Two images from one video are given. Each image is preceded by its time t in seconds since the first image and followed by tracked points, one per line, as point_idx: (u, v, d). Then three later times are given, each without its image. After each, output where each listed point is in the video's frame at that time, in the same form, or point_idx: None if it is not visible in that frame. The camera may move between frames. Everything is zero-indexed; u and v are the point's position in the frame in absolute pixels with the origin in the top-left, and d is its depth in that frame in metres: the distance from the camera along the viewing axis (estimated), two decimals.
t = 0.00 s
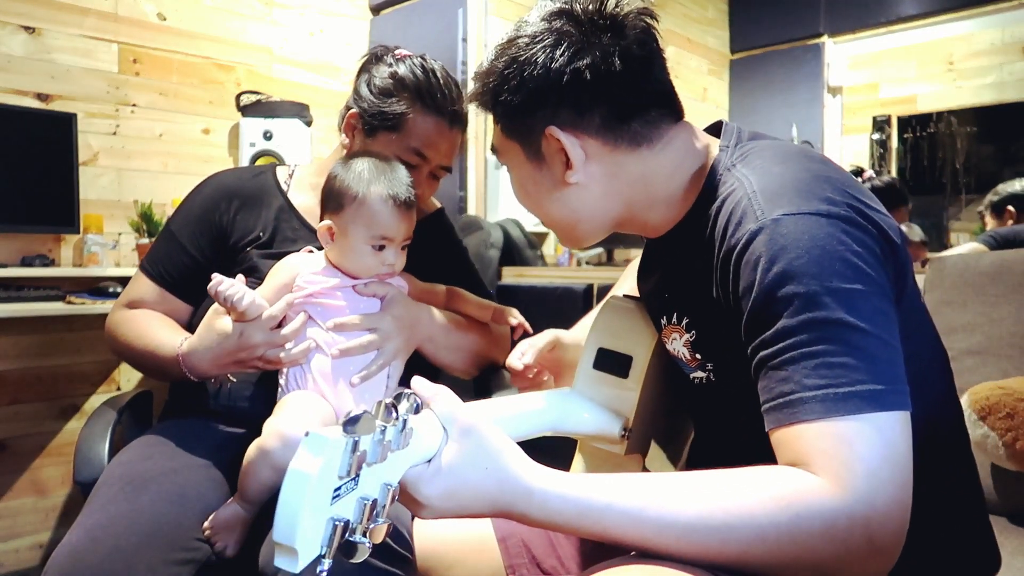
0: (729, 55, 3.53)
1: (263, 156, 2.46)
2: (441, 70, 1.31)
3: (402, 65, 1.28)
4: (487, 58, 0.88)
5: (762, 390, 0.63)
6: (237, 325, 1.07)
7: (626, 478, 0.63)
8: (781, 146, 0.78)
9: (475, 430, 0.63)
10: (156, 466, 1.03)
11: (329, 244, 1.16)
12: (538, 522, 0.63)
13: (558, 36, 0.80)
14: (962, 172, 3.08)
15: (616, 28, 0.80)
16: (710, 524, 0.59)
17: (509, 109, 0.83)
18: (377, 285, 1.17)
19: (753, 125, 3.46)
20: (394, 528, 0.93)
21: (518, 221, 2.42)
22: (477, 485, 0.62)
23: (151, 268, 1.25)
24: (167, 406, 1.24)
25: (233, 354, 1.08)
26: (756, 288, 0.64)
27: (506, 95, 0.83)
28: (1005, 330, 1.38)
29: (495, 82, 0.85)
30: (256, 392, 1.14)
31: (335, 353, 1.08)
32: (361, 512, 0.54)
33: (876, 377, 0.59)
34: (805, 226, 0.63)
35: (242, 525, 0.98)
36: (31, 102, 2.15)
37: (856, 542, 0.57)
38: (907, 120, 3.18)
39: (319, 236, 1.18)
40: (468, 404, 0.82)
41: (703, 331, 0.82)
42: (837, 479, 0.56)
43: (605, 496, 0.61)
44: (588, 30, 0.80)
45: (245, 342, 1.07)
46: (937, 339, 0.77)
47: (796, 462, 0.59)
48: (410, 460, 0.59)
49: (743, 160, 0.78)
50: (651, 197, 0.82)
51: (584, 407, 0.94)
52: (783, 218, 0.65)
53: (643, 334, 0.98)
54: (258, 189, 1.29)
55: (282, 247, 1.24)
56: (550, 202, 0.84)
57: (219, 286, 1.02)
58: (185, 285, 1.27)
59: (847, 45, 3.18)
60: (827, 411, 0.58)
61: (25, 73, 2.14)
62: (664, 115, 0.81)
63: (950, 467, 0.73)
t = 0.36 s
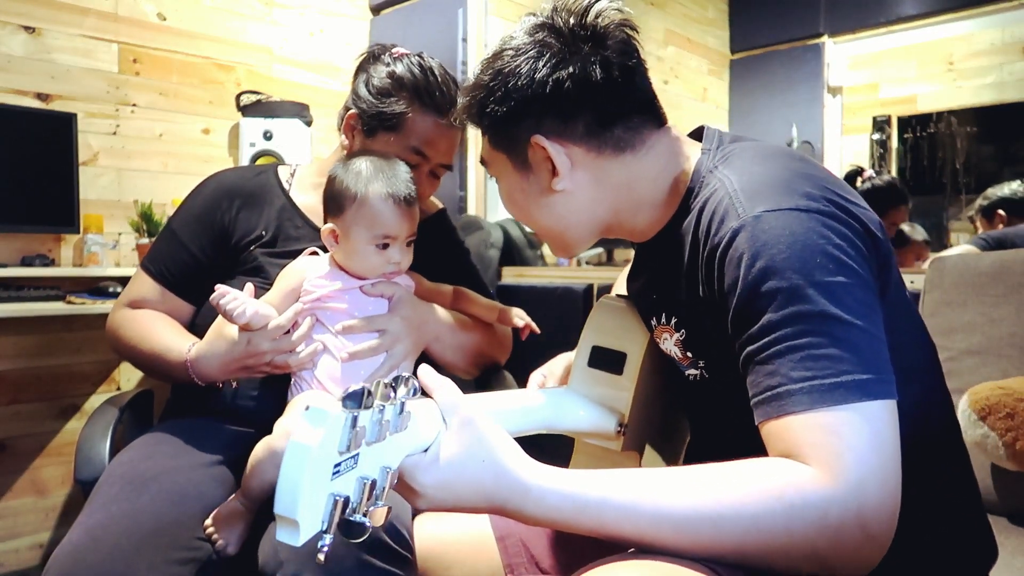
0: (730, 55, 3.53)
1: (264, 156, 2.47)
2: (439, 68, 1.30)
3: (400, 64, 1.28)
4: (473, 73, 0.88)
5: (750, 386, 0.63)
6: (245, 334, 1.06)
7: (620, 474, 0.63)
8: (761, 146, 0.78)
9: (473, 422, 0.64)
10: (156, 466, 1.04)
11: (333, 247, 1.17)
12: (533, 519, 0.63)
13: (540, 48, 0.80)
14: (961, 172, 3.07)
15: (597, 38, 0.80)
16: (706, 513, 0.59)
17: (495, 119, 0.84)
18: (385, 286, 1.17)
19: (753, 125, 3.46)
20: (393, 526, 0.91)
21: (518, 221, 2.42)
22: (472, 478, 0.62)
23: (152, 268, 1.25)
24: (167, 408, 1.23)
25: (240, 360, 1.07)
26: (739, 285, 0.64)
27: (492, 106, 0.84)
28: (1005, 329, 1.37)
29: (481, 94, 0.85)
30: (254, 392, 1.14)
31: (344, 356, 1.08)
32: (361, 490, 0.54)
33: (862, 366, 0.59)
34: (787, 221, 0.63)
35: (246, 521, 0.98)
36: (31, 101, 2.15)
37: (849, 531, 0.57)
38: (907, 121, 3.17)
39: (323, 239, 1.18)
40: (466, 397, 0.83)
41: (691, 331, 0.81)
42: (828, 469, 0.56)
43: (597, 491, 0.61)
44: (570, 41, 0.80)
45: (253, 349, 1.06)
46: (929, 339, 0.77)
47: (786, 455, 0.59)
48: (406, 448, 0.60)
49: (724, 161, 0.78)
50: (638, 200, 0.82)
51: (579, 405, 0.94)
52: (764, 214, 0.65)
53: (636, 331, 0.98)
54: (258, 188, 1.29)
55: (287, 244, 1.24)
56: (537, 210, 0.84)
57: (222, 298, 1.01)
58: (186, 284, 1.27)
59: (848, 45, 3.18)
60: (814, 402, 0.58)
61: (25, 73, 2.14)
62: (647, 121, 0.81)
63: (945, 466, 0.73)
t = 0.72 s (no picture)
0: (730, 55, 3.53)
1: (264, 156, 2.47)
2: (441, 69, 1.30)
3: (402, 65, 1.28)
4: (467, 83, 0.89)
5: (740, 384, 0.63)
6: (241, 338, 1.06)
7: (614, 469, 0.63)
8: (751, 147, 0.78)
9: (469, 418, 0.64)
10: (156, 465, 1.04)
11: (340, 245, 1.17)
12: (528, 513, 0.63)
13: (529, 56, 0.81)
14: (962, 172, 3.10)
15: (585, 45, 0.80)
16: (699, 506, 0.59)
17: (486, 128, 0.84)
18: (388, 287, 1.17)
19: (753, 125, 3.46)
20: (392, 526, 0.90)
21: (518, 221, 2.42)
22: (467, 471, 0.62)
23: (152, 267, 1.25)
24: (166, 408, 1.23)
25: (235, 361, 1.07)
26: (729, 283, 0.64)
27: (484, 115, 0.84)
28: (1005, 329, 1.37)
29: (473, 104, 0.85)
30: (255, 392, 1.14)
31: (347, 356, 1.08)
32: (354, 478, 0.53)
33: (851, 362, 0.59)
34: (776, 219, 0.63)
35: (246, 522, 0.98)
36: (31, 101, 2.15)
37: (840, 524, 0.57)
38: (907, 121, 3.20)
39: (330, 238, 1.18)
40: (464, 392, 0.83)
41: (683, 331, 0.81)
42: (819, 463, 0.56)
43: (591, 486, 0.61)
44: (558, 49, 0.80)
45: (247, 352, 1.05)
46: (923, 339, 0.77)
47: (778, 450, 0.59)
48: (402, 440, 0.59)
49: (716, 161, 0.78)
50: (632, 202, 0.81)
51: (573, 404, 0.93)
52: (753, 213, 0.65)
53: (631, 330, 0.99)
54: (258, 188, 1.29)
55: (286, 245, 1.24)
56: (531, 213, 0.84)
57: (228, 306, 0.97)
58: (185, 284, 1.27)
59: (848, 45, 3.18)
60: (803, 399, 0.58)
61: (25, 73, 2.14)
62: (637, 125, 0.81)
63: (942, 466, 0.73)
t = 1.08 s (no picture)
0: (729, 55, 3.54)
1: (263, 156, 2.47)
2: (435, 69, 1.30)
3: (396, 65, 1.27)
4: (468, 81, 0.88)
5: (743, 384, 0.63)
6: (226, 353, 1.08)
7: (613, 468, 0.63)
8: (753, 147, 0.78)
9: (469, 417, 0.64)
10: (155, 465, 1.03)
11: (327, 244, 1.17)
12: (527, 512, 0.63)
13: (532, 55, 0.81)
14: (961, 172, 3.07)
15: (588, 45, 0.80)
16: (699, 506, 0.59)
17: (488, 127, 0.84)
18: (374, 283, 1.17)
19: (753, 125, 3.46)
20: (390, 526, 0.90)
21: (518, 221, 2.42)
22: (466, 471, 0.62)
23: (149, 267, 1.26)
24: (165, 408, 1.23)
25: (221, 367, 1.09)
26: (731, 283, 0.64)
27: (485, 112, 0.84)
28: (1005, 329, 1.37)
29: (475, 101, 0.85)
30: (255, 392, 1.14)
31: (334, 349, 1.08)
32: (354, 478, 0.53)
33: (853, 363, 0.58)
34: (779, 220, 0.63)
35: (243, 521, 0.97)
36: (31, 101, 2.15)
37: (841, 525, 0.57)
38: (907, 120, 3.14)
39: (318, 238, 1.19)
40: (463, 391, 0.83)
41: (685, 331, 0.81)
42: (820, 464, 0.56)
43: (591, 486, 0.61)
44: (561, 48, 0.80)
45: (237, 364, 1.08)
46: (923, 338, 0.77)
47: (779, 450, 0.59)
48: (404, 439, 0.59)
49: (717, 162, 0.77)
50: (632, 202, 0.81)
51: (574, 403, 0.93)
52: (756, 214, 0.65)
53: (632, 330, 0.99)
54: (255, 189, 1.29)
55: (279, 245, 1.24)
56: (531, 213, 0.84)
57: (208, 331, 1.01)
58: (182, 285, 1.27)
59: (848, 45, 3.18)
60: (805, 399, 0.58)
61: (25, 73, 2.14)
62: (639, 125, 0.81)
63: (942, 466, 0.73)
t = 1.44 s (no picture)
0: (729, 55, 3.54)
1: (264, 156, 2.47)
2: (431, 68, 1.30)
3: (391, 65, 1.28)
4: (469, 79, 0.88)
5: (746, 385, 0.63)
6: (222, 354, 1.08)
7: (616, 471, 0.63)
8: (756, 147, 0.78)
9: (470, 422, 0.63)
10: (155, 465, 1.03)
11: (323, 245, 1.17)
12: (529, 515, 0.63)
13: (534, 53, 0.80)
14: (961, 172, 3.06)
15: (591, 44, 0.80)
16: (703, 509, 0.59)
17: (489, 125, 0.84)
18: (372, 284, 1.17)
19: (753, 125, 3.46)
20: (390, 526, 0.91)
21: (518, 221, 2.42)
22: (468, 475, 0.62)
23: (147, 268, 1.26)
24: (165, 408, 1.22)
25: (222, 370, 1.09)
26: (735, 284, 0.64)
27: (487, 111, 0.84)
28: (1005, 329, 1.37)
29: (476, 99, 0.85)
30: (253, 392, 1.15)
31: (333, 349, 1.08)
32: (359, 488, 0.53)
33: (857, 364, 0.58)
34: (782, 221, 0.63)
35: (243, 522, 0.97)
36: (31, 101, 2.15)
37: (844, 527, 0.57)
38: (907, 121, 3.15)
39: (314, 239, 1.19)
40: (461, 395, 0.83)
41: (688, 332, 0.80)
42: (824, 466, 0.56)
43: (594, 488, 0.61)
44: (564, 47, 0.80)
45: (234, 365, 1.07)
46: (924, 339, 0.77)
47: (782, 452, 0.59)
48: (408, 445, 0.59)
49: (720, 163, 0.78)
50: (633, 202, 0.81)
51: (576, 406, 0.94)
52: (759, 215, 0.65)
53: (633, 330, 0.98)
54: (253, 189, 1.29)
55: (278, 246, 1.24)
56: (532, 213, 0.84)
57: (202, 333, 1.01)
58: (180, 285, 1.26)
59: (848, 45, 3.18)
60: (809, 400, 0.58)
61: (25, 73, 2.14)
62: (640, 124, 0.82)
63: (944, 467, 0.74)
